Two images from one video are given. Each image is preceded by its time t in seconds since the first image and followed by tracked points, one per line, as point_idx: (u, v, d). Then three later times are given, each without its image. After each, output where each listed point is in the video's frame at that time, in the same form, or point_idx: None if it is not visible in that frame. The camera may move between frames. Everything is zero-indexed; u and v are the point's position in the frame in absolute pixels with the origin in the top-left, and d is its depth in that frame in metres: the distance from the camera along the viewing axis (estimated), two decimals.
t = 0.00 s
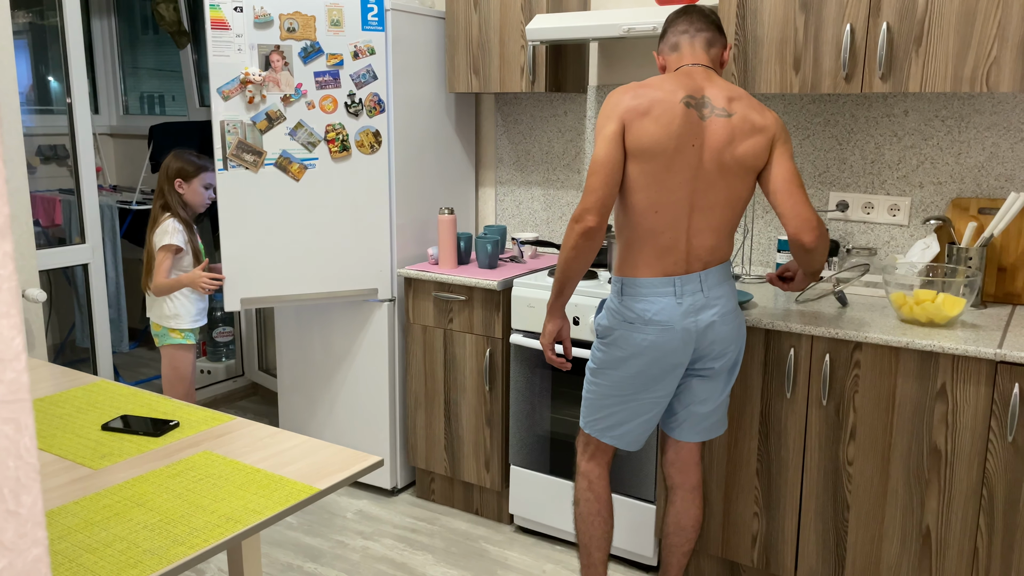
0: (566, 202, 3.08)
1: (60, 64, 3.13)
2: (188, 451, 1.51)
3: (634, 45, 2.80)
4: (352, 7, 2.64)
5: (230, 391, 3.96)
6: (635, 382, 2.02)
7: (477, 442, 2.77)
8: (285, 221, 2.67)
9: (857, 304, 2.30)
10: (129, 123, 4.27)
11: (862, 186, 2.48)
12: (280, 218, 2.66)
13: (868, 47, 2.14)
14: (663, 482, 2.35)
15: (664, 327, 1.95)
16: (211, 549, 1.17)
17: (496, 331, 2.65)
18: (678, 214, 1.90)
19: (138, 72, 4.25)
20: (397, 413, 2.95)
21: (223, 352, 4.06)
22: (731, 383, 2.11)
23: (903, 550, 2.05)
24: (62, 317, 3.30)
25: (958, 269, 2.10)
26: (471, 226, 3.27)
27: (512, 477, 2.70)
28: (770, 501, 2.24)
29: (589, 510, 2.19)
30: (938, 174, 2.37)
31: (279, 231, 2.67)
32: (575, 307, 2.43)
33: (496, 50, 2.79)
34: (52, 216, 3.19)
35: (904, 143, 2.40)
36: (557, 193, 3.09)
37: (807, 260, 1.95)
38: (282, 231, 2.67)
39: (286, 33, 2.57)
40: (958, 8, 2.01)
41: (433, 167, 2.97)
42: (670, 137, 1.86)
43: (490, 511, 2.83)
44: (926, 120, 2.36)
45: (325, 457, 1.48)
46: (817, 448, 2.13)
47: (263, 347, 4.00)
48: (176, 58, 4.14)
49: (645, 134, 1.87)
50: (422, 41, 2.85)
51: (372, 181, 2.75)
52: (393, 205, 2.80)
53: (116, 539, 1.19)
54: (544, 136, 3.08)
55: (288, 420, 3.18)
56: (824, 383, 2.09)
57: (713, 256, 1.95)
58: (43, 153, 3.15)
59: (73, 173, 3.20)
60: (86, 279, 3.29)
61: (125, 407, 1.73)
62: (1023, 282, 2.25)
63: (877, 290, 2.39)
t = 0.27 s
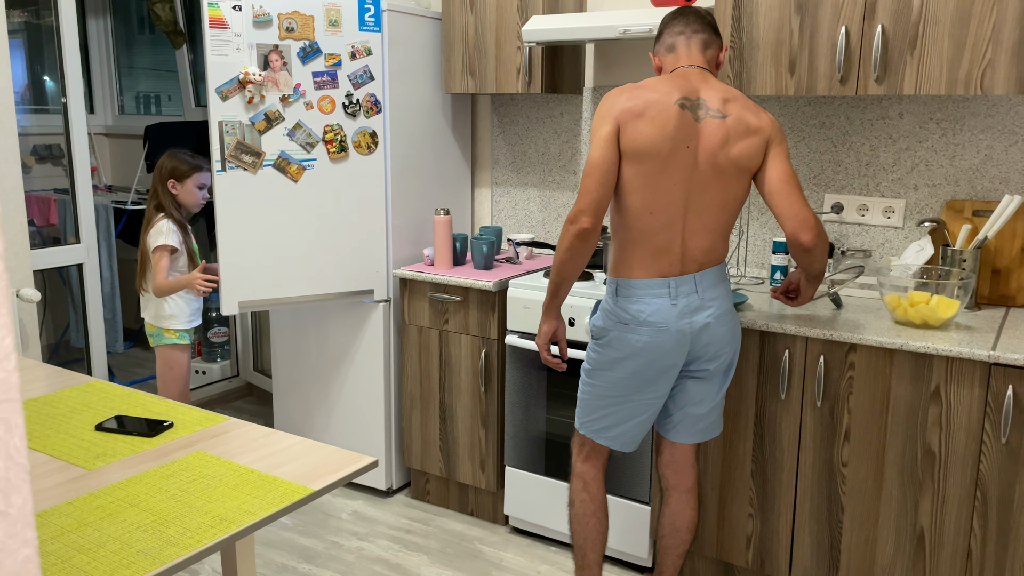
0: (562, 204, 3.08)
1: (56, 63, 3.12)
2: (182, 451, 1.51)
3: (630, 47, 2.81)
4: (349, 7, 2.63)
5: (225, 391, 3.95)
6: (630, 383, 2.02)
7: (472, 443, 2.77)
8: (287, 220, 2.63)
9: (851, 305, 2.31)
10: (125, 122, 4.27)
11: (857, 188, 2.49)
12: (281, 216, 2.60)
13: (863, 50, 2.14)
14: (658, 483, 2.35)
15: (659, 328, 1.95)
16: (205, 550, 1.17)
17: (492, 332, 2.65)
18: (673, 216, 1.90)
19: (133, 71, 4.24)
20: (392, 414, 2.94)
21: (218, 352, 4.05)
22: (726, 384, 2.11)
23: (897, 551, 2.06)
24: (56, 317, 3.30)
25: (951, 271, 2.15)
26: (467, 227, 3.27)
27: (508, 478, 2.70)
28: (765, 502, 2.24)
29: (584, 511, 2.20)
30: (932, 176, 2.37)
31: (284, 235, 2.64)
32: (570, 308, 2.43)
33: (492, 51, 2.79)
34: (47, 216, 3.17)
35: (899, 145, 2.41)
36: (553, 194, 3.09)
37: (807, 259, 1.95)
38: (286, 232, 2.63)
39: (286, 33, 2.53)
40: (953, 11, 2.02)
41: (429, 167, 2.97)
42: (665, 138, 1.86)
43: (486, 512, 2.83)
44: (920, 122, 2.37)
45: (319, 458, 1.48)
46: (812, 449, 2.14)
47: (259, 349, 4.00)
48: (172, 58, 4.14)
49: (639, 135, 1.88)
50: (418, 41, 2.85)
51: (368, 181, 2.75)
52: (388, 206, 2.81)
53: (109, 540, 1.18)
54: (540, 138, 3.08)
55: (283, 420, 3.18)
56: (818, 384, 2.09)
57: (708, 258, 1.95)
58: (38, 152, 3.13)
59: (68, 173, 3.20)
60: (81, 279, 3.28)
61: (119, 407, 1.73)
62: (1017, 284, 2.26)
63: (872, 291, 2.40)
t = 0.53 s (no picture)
0: (556, 205, 3.08)
1: (51, 62, 3.11)
2: (173, 452, 1.51)
3: (626, 49, 2.81)
4: (345, 7, 2.62)
5: (219, 391, 3.94)
6: (623, 385, 2.02)
7: (466, 444, 2.77)
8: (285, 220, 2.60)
9: (844, 308, 2.31)
10: (119, 122, 4.26)
11: (850, 191, 2.50)
12: (280, 216, 2.57)
13: (857, 53, 2.15)
14: (651, 485, 2.35)
15: (652, 330, 1.95)
16: (196, 551, 1.16)
17: (486, 333, 2.65)
18: (666, 218, 1.91)
19: (128, 71, 4.24)
20: (386, 415, 2.94)
21: (212, 352, 4.07)
22: (719, 387, 2.12)
23: (889, 553, 2.06)
24: (49, 317, 3.27)
25: (944, 274, 2.16)
26: (461, 228, 3.27)
27: (501, 480, 2.70)
28: (758, 504, 2.24)
29: (578, 513, 2.20)
30: (925, 179, 2.38)
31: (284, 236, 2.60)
32: (564, 309, 2.43)
33: (488, 52, 2.79)
34: (41, 215, 3.19)
35: (892, 148, 2.42)
36: (548, 196, 3.09)
37: (800, 264, 1.95)
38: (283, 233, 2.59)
39: (284, 32, 2.49)
40: (946, 15, 2.03)
41: (424, 169, 2.97)
42: (659, 140, 1.86)
43: (479, 513, 2.83)
44: (914, 126, 2.38)
45: (311, 459, 1.47)
46: (804, 451, 2.14)
47: (254, 346, 4.00)
48: (167, 58, 4.13)
49: (633, 137, 1.88)
50: (413, 42, 2.85)
51: (362, 182, 2.75)
52: (382, 207, 2.82)
53: (99, 541, 1.18)
54: (535, 139, 3.08)
55: (277, 421, 3.17)
56: (811, 386, 2.09)
57: (701, 260, 1.95)
58: (32, 151, 3.13)
59: (62, 172, 3.19)
60: (74, 279, 3.27)
61: (110, 407, 1.72)
62: (1010, 287, 2.27)
63: (864, 295, 2.41)
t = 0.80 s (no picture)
0: (550, 207, 3.08)
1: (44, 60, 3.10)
2: (161, 452, 1.50)
3: (620, 51, 2.81)
4: (340, 7, 2.62)
5: (211, 391, 3.93)
6: (614, 387, 2.02)
7: (457, 446, 2.76)
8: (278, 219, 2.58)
9: (836, 311, 2.32)
10: (113, 121, 4.25)
11: (843, 194, 2.50)
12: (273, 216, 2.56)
13: (849, 57, 2.15)
14: (642, 487, 2.35)
15: (643, 332, 1.95)
16: (182, 551, 1.16)
17: (478, 334, 2.65)
18: (657, 220, 1.91)
19: (123, 70, 4.22)
20: (378, 416, 2.93)
21: (204, 353, 4.05)
22: (710, 389, 2.12)
23: (879, 556, 2.06)
24: (41, 315, 3.28)
25: (935, 278, 2.14)
26: (454, 229, 3.26)
27: (492, 481, 2.70)
28: (748, 507, 2.24)
29: (568, 515, 2.20)
30: (917, 183, 2.39)
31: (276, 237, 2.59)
32: (556, 311, 2.42)
33: (481, 53, 2.79)
34: (33, 213, 3.17)
35: (884, 152, 2.42)
36: (541, 197, 3.09)
37: (790, 268, 1.95)
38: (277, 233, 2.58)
39: (278, 32, 2.48)
40: (938, 19, 2.03)
41: (417, 169, 2.96)
42: (651, 143, 1.86)
43: (470, 515, 2.82)
44: (906, 130, 2.38)
45: (299, 460, 1.47)
46: (795, 454, 2.14)
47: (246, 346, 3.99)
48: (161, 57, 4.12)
49: (625, 139, 1.88)
50: (407, 43, 2.84)
51: (355, 182, 2.74)
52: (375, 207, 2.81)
53: (84, 541, 1.17)
54: (529, 140, 3.08)
55: (268, 421, 3.16)
56: (802, 389, 2.09)
57: (693, 262, 1.95)
58: (25, 150, 3.12)
59: (54, 171, 3.17)
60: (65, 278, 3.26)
61: (99, 407, 1.71)
62: (1000, 291, 2.28)
63: (855, 298, 2.41)
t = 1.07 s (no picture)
0: (545, 207, 3.07)
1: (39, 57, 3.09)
2: (152, 452, 1.49)
3: (616, 51, 2.81)
4: (335, 6, 2.61)
5: (204, 391, 3.92)
6: (607, 388, 2.01)
7: (451, 447, 2.75)
8: (270, 218, 2.59)
9: (830, 313, 2.32)
10: (108, 119, 4.23)
11: (838, 196, 2.50)
12: (264, 215, 2.57)
13: (845, 59, 2.15)
14: (636, 489, 2.35)
15: (637, 333, 1.94)
16: (171, 552, 1.15)
17: (472, 335, 2.64)
18: (652, 221, 1.90)
19: (118, 68, 4.21)
20: (371, 416, 2.92)
21: (198, 352, 4.01)
22: (704, 391, 2.11)
23: (872, 559, 2.06)
24: (33, 314, 3.25)
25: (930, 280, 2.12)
26: (449, 229, 3.26)
27: (486, 482, 2.69)
28: (742, 509, 2.24)
29: (561, 516, 2.19)
30: (912, 186, 2.38)
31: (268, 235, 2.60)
32: (550, 312, 2.41)
33: (477, 53, 2.79)
34: (26, 212, 3.14)
35: (880, 154, 2.42)
36: (537, 198, 3.09)
37: (783, 271, 1.95)
38: (270, 232, 2.59)
39: (270, 30, 2.48)
40: (934, 22, 2.03)
41: (412, 169, 2.95)
42: (646, 143, 1.86)
43: (464, 516, 2.82)
44: (902, 132, 2.38)
45: (291, 460, 1.46)
46: (789, 456, 2.14)
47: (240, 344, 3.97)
48: (157, 55, 4.11)
49: (620, 139, 1.88)
50: (403, 42, 2.84)
51: (349, 182, 2.73)
52: (369, 206, 2.80)
53: (72, 541, 1.16)
54: (524, 141, 3.07)
55: (261, 421, 3.15)
56: (796, 392, 2.09)
57: (687, 264, 1.95)
58: (19, 147, 3.10)
59: (48, 169, 3.16)
60: (59, 276, 3.25)
61: (89, 406, 1.70)
62: (995, 295, 2.27)
63: (850, 300, 2.40)
